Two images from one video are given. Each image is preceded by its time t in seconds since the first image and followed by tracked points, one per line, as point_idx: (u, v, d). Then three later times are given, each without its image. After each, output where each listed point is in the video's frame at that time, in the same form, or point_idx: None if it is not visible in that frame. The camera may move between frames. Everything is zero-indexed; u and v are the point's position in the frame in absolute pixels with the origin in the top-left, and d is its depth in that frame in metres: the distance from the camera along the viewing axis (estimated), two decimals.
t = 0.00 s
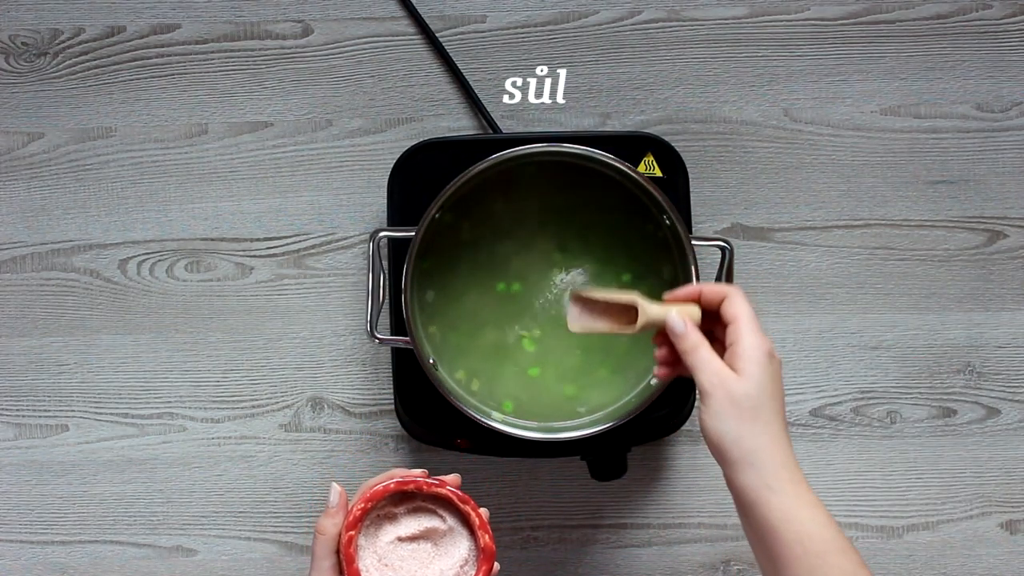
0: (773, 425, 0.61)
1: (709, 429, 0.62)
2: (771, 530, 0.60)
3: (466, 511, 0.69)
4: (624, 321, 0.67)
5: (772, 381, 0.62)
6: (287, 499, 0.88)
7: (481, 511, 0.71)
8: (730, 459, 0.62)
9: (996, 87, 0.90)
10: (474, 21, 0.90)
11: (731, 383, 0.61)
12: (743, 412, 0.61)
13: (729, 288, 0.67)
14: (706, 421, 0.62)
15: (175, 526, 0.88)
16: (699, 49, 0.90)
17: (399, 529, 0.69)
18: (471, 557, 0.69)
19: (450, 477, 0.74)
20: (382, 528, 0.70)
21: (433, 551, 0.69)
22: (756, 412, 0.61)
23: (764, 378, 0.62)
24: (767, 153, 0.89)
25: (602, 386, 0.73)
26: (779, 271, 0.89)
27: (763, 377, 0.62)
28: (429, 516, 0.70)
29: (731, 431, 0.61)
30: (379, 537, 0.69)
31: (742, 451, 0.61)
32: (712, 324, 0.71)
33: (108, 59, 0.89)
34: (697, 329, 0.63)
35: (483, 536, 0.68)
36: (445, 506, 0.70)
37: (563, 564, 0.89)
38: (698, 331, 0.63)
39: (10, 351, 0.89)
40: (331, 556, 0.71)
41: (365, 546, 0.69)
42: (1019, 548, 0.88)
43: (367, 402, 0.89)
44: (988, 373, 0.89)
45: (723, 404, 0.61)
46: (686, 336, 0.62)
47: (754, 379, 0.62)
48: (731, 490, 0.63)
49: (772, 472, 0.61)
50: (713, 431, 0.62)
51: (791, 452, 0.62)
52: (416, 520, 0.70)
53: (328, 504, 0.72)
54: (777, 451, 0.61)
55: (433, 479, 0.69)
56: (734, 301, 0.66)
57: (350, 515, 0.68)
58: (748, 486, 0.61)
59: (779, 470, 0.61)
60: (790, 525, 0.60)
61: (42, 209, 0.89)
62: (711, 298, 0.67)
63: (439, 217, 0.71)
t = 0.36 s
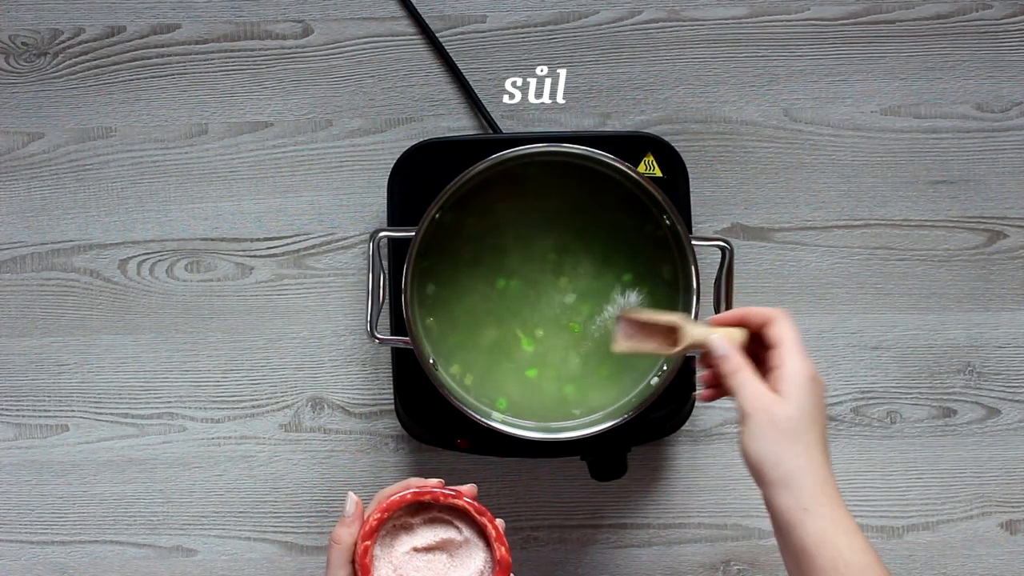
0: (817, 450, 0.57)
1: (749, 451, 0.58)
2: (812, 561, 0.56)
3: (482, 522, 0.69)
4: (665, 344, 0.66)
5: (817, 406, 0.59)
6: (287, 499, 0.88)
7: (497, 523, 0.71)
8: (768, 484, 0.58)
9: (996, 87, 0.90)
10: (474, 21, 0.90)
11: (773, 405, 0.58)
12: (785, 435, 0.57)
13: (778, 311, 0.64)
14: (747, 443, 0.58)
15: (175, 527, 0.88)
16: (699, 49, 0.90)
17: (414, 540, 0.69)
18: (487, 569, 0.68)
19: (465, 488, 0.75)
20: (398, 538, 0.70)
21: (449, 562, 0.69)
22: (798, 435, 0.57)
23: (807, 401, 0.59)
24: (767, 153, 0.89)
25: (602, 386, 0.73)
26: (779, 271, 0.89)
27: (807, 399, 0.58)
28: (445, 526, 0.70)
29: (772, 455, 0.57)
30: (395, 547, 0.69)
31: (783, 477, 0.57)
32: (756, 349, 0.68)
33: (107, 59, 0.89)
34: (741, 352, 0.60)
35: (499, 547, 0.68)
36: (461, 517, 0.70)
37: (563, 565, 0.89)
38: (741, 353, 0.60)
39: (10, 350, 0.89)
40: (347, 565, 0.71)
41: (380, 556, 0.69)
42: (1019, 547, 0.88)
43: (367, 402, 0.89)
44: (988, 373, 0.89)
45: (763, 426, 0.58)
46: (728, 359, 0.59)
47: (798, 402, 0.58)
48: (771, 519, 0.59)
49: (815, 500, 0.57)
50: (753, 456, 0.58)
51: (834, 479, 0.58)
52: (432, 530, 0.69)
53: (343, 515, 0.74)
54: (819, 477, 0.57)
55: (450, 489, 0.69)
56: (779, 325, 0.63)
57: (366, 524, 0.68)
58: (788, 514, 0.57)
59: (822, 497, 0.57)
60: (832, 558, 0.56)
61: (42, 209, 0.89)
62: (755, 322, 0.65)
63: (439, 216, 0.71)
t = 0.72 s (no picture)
0: (726, 390, 0.57)
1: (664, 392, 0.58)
2: (724, 498, 0.56)
3: (475, 541, 0.68)
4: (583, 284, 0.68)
5: (727, 342, 0.58)
6: (286, 499, 0.88)
7: (490, 541, 0.71)
8: (679, 422, 0.58)
9: (996, 87, 0.90)
10: (474, 21, 0.90)
11: (683, 343, 0.58)
12: (694, 374, 0.57)
13: (693, 252, 0.64)
14: (662, 385, 0.58)
15: (175, 526, 0.88)
16: (700, 49, 0.90)
17: (408, 559, 0.69)
18: None
19: (458, 505, 0.75)
20: (391, 558, 0.70)
21: None
22: (707, 375, 0.57)
23: (718, 341, 0.58)
24: (767, 153, 0.89)
25: (601, 387, 0.73)
26: (779, 271, 0.89)
27: (716, 338, 0.58)
28: (438, 545, 0.70)
29: (683, 396, 0.57)
30: (388, 567, 0.69)
31: (693, 415, 0.57)
32: (672, 291, 0.68)
33: (108, 59, 0.90)
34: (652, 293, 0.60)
35: (492, 565, 0.68)
36: (454, 535, 0.70)
37: (563, 565, 0.89)
38: (653, 294, 0.60)
39: (10, 350, 0.89)
40: None
41: None
42: (1019, 548, 0.88)
43: (367, 402, 0.89)
44: (988, 374, 0.89)
45: (674, 365, 0.57)
46: (639, 299, 0.59)
47: (709, 341, 0.58)
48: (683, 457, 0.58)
49: (725, 439, 0.56)
50: (665, 395, 0.58)
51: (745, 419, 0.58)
52: (425, 549, 0.70)
53: (337, 534, 0.75)
54: (730, 416, 0.57)
55: (442, 509, 0.70)
56: (693, 266, 0.62)
57: (358, 545, 0.68)
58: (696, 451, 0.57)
59: (731, 436, 0.57)
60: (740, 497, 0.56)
61: (42, 209, 0.89)
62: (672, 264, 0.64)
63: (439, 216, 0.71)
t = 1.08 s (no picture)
0: (789, 426, 0.60)
1: (727, 427, 0.60)
2: (785, 535, 0.58)
3: (471, 548, 0.69)
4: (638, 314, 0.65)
5: (790, 383, 0.61)
6: (286, 499, 0.88)
7: (485, 547, 0.71)
8: (744, 457, 0.60)
9: (996, 87, 0.90)
10: (474, 21, 0.90)
11: (749, 382, 0.60)
12: (762, 411, 0.59)
13: (751, 286, 0.65)
14: (724, 420, 0.60)
15: (175, 527, 0.88)
16: (699, 49, 0.90)
17: (404, 566, 0.69)
18: None
19: (453, 512, 0.76)
20: (387, 565, 0.70)
21: None
22: (774, 412, 0.59)
23: (783, 377, 0.60)
24: (767, 153, 0.89)
25: (601, 387, 0.73)
26: (779, 271, 0.89)
27: (780, 377, 0.60)
28: (434, 552, 0.70)
29: (747, 430, 0.59)
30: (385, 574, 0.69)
31: (757, 450, 0.59)
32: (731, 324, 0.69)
33: (108, 59, 0.89)
34: (713, 328, 0.62)
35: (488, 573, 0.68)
36: (450, 542, 0.70)
37: (563, 565, 0.89)
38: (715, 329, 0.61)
39: (10, 351, 0.89)
40: None
41: None
42: (1019, 547, 0.88)
43: (367, 402, 0.89)
44: (987, 373, 0.89)
45: (740, 402, 0.59)
46: (702, 332, 0.61)
47: (774, 379, 0.60)
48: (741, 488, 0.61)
49: (788, 474, 0.59)
50: (727, 426, 0.60)
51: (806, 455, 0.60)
52: (421, 556, 0.70)
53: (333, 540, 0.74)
54: (793, 452, 0.59)
55: (437, 516, 0.70)
56: (754, 301, 0.64)
57: (354, 553, 0.68)
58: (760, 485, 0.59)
59: (794, 473, 0.59)
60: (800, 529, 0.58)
61: (42, 209, 0.89)
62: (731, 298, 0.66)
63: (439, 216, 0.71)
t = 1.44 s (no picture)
0: (816, 448, 0.62)
1: (752, 441, 0.62)
2: (800, 549, 0.61)
3: (488, 552, 0.68)
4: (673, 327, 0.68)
5: (821, 405, 0.63)
6: (286, 499, 0.88)
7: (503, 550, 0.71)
8: (767, 472, 0.62)
9: (996, 87, 0.90)
10: (474, 21, 0.90)
11: (778, 400, 0.62)
12: (788, 429, 0.62)
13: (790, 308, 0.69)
14: (750, 434, 0.63)
15: (175, 527, 0.88)
16: (699, 49, 0.90)
17: (421, 568, 0.69)
18: None
19: (471, 516, 0.74)
20: (404, 567, 0.70)
21: None
22: (800, 430, 0.62)
23: (813, 401, 0.63)
24: (767, 153, 0.89)
25: (601, 388, 0.73)
26: (779, 271, 0.89)
27: (810, 396, 0.63)
28: (452, 555, 0.70)
29: (773, 447, 0.62)
30: None
31: (782, 466, 0.62)
32: (767, 342, 0.73)
33: (107, 59, 0.89)
34: (746, 345, 0.64)
35: None
36: (468, 545, 0.70)
37: (563, 565, 0.89)
38: (748, 345, 0.64)
39: (10, 351, 0.89)
40: None
41: None
42: (1019, 548, 0.88)
43: (367, 402, 0.89)
44: (987, 374, 0.89)
45: (768, 419, 0.62)
46: (737, 348, 0.63)
47: (803, 399, 0.63)
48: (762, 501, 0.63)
49: (808, 492, 0.61)
50: (752, 440, 0.63)
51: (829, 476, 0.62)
52: (439, 559, 0.70)
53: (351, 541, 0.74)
54: (816, 473, 0.62)
55: (456, 518, 0.69)
56: (791, 322, 0.67)
57: (373, 554, 0.68)
58: (781, 501, 0.62)
59: (817, 492, 0.61)
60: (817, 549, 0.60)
61: (42, 209, 0.89)
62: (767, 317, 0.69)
63: (439, 217, 0.71)
